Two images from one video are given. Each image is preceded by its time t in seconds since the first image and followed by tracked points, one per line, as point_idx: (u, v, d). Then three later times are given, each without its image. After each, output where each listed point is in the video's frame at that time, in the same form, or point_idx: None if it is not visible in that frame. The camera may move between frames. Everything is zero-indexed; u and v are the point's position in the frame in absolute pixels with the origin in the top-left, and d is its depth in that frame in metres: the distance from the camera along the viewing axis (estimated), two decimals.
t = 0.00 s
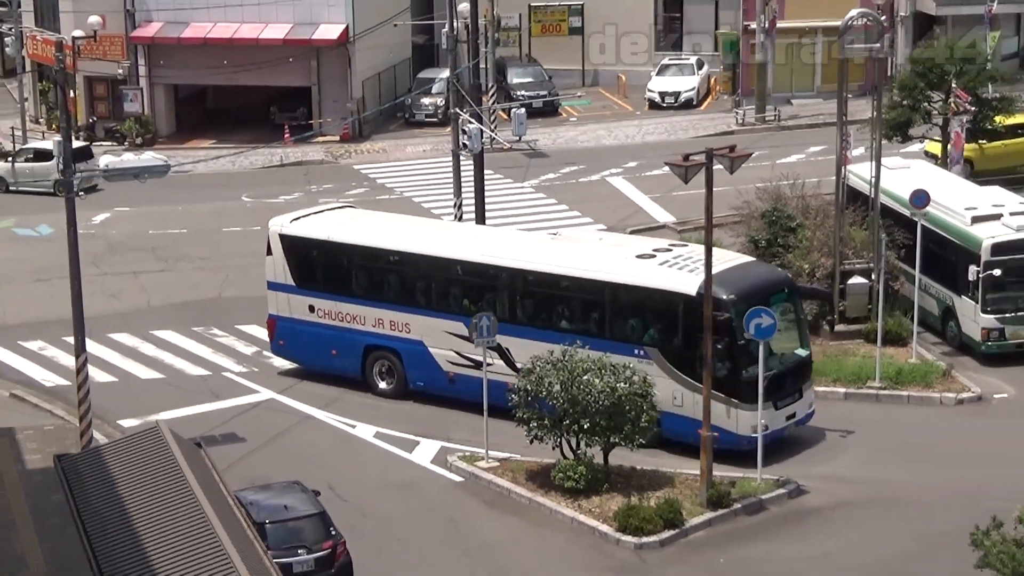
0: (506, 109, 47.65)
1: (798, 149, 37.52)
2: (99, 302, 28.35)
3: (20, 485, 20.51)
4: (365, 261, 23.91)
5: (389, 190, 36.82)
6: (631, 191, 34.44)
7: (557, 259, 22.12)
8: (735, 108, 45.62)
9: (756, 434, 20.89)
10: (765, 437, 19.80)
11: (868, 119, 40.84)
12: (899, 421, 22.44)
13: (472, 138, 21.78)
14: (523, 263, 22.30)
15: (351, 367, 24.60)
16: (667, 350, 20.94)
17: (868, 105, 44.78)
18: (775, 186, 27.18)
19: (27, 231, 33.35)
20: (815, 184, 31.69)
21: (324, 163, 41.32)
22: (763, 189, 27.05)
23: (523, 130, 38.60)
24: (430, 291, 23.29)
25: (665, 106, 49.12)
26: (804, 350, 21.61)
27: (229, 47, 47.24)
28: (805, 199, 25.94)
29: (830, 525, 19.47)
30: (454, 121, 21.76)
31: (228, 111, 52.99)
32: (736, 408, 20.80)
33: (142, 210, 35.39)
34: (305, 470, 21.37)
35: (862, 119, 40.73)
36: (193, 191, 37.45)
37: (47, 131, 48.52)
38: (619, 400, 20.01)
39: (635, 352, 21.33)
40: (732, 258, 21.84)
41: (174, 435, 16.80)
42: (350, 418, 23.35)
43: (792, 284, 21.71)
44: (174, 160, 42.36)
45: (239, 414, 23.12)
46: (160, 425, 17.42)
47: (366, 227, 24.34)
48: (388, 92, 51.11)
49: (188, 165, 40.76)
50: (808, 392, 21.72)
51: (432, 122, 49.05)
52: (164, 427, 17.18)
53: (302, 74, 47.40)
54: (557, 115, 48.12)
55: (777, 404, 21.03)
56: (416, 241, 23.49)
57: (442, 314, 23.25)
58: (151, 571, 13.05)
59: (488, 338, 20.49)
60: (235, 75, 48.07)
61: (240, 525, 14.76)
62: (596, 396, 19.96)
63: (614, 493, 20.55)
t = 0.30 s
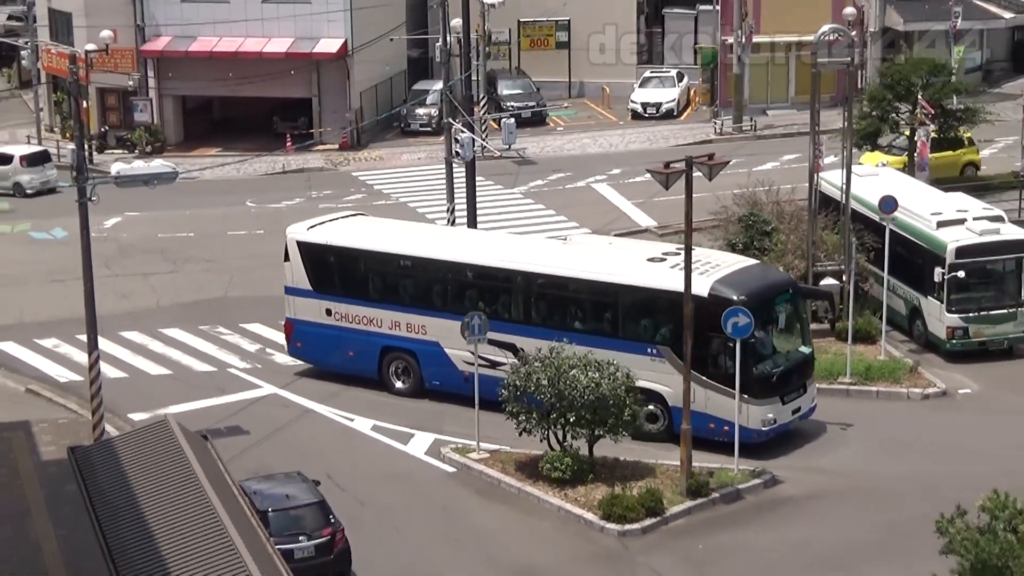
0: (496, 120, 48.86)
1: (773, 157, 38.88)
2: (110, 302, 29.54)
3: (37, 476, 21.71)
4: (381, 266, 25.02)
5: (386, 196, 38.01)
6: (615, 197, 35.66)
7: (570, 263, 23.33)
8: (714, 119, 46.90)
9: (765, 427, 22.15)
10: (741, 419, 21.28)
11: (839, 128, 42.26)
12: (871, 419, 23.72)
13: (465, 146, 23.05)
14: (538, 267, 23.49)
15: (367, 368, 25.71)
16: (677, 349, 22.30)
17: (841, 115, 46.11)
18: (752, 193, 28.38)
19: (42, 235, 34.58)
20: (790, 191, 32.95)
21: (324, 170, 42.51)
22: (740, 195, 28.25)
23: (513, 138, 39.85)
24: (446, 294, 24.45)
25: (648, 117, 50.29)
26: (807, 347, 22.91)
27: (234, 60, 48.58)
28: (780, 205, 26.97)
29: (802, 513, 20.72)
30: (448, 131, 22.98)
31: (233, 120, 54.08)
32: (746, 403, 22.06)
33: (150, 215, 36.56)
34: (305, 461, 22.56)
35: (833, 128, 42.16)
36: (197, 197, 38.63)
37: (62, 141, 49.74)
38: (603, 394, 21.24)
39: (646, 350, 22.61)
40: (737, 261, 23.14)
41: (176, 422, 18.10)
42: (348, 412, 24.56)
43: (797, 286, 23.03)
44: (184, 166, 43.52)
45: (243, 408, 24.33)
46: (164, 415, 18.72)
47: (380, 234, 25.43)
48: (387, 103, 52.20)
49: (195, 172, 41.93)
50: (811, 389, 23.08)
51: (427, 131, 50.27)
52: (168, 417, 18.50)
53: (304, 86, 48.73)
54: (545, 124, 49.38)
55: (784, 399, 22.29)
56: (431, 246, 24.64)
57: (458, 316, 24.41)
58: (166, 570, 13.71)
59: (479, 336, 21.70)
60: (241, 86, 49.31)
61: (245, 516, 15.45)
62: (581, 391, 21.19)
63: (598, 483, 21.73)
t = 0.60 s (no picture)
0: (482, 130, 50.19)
1: (745, 166, 40.32)
2: (116, 304, 30.79)
3: (49, 468, 22.95)
4: (395, 273, 26.07)
5: (378, 203, 39.30)
6: (596, 204, 37.00)
7: (578, 267, 24.56)
8: (688, 130, 48.35)
9: (769, 421, 23.45)
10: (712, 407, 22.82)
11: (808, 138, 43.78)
12: (838, 415, 25.08)
13: (453, 155, 24.34)
14: (548, 272, 24.70)
15: (381, 369, 26.79)
16: (683, 348, 23.72)
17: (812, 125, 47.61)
18: (726, 199, 29.70)
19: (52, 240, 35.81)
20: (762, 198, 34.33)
21: (320, 178, 43.80)
22: (715, 201, 29.56)
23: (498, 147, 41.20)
24: (458, 298, 25.59)
25: (626, 127, 51.67)
26: (805, 346, 24.22)
27: (235, 74, 49.83)
28: (751, 211, 28.21)
29: (772, 502, 22.02)
30: (437, 141, 24.23)
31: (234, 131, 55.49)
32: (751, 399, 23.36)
33: (153, 221, 37.81)
34: (302, 454, 23.81)
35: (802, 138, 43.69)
36: (197, 204, 39.88)
37: (71, 151, 50.99)
38: (585, 390, 22.52)
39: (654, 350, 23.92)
40: (737, 264, 24.46)
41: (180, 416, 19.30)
42: (343, 408, 25.82)
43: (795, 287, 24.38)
44: (186, 174, 44.76)
45: (243, 404, 25.59)
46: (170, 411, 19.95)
47: (392, 241, 26.45)
48: (379, 115, 53.50)
49: (197, 179, 43.18)
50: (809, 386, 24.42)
51: (418, 142, 51.65)
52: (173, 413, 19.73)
53: (299, 98, 49.97)
54: (529, 135, 50.72)
55: (786, 393, 23.64)
56: (444, 252, 25.72)
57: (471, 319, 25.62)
58: (175, 570, 14.52)
59: (467, 335, 22.98)
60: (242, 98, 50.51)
61: (249, 512, 16.26)
62: (563, 387, 22.48)
63: (580, 474, 22.99)
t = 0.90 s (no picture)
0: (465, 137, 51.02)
1: (719, 172, 41.22)
2: (110, 307, 31.53)
3: (46, 467, 23.67)
4: (400, 279, 26.83)
5: (364, 208, 40.09)
6: (576, 208, 37.83)
7: (583, 271, 25.26)
8: (664, 137, 49.25)
9: (777, 418, 24.27)
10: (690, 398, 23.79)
11: (781, 144, 44.74)
12: (809, 414, 25.95)
13: (436, 162, 25.14)
14: (555, 276, 25.36)
15: (389, 372, 27.37)
16: (690, 348, 24.55)
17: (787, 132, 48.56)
18: (701, 203, 30.53)
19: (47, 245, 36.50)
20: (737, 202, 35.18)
21: (307, 184, 44.59)
22: (690, 205, 30.39)
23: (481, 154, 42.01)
24: (464, 303, 26.28)
25: (604, 134, 52.58)
26: (807, 344, 25.11)
27: (226, 84, 50.61)
28: (724, 215, 29.22)
29: (746, 496, 22.82)
30: (421, 148, 25.03)
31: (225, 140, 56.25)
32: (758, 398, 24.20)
33: (145, 226, 38.56)
34: (292, 452, 24.56)
35: (773, 145, 44.64)
36: (188, 210, 40.62)
37: (66, 160, 51.72)
38: (566, 389, 23.30)
39: (663, 350, 24.74)
40: (740, 267, 25.36)
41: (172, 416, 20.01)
42: (331, 407, 26.59)
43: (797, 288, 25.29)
44: (178, 181, 45.49)
45: (234, 404, 26.34)
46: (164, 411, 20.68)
47: (397, 248, 27.23)
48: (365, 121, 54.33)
49: (188, 186, 43.92)
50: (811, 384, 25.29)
51: (403, 149, 52.48)
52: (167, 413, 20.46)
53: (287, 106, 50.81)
54: (510, 142, 51.56)
55: (791, 392, 24.48)
56: (448, 258, 26.48)
57: (470, 322, 26.29)
58: (170, 570, 15.04)
59: (452, 336, 23.76)
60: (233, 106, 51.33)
61: (243, 514, 16.77)
62: (545, 386, 23.26)
63: (561, 470, 23.77)
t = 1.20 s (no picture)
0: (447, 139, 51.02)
1: (699, 173, 41.28)
2: (92, 311, 31.47)
3: (26, 471, 23.61)
4: (406, 284, 26.63)
5: (346, 211, 40.09)
6: (557, 210, 37.88)
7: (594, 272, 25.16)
8: (645, 138, 49.33)
9: (793, 418, 24.28)
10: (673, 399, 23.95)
11: (761, 146, 44.82)
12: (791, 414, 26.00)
13: (417, 164, 25.15)
14: (565, 279, 25.15)
15: (394, 378, 27.17)
16: (705, 349, 24.52)
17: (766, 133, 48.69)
18: (682, 204, 30.56)
19: (28, 250, 36.40)
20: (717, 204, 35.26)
21: (289, 187, 44.56)
22: (671, 206, 30.43)
23: (462, 157, 42.03)
24: (472, 308, 26.09)
25: (585, 136, 52.67)
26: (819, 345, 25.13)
27: (206, 87, 50.49)
28: (705, 216, 29.27)
29: (728, 497, 22.85)
30: (402, 150, 25.05)
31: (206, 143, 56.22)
32: (775, 399, 24.20)
33: (127, 230, 38.49)
34: (273, 455, 24.52)
35: (753, 146, 44.72)
36: (170, 214, 40.56)
37: (46, 164, 51.57)
38: (548, 390, 23.32)
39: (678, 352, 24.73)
40: (753, 268, 25.38)
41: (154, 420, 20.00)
42: (313, 409, 26.57)
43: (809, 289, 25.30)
44: (159, 185, 45.43)
45: (216, 407, 26.31)
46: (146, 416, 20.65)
47: (402, 253, 27.04)
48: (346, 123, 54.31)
49: (169, 190, 43.86)
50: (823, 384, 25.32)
51: (384, 151, 52.51)
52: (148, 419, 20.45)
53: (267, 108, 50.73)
54: (491, 144, 51.60)
55: (806, 392, 24.49)
56: (455, 262, 26.27)
57: (452, 325, 26.35)
58: (151, 570, 15.00)
59: (433, 338, 23.77)
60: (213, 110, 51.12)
61: (225, 517, 16.74)
62: (527, 386, 23.28)
63: (543, 471, 23.76)
